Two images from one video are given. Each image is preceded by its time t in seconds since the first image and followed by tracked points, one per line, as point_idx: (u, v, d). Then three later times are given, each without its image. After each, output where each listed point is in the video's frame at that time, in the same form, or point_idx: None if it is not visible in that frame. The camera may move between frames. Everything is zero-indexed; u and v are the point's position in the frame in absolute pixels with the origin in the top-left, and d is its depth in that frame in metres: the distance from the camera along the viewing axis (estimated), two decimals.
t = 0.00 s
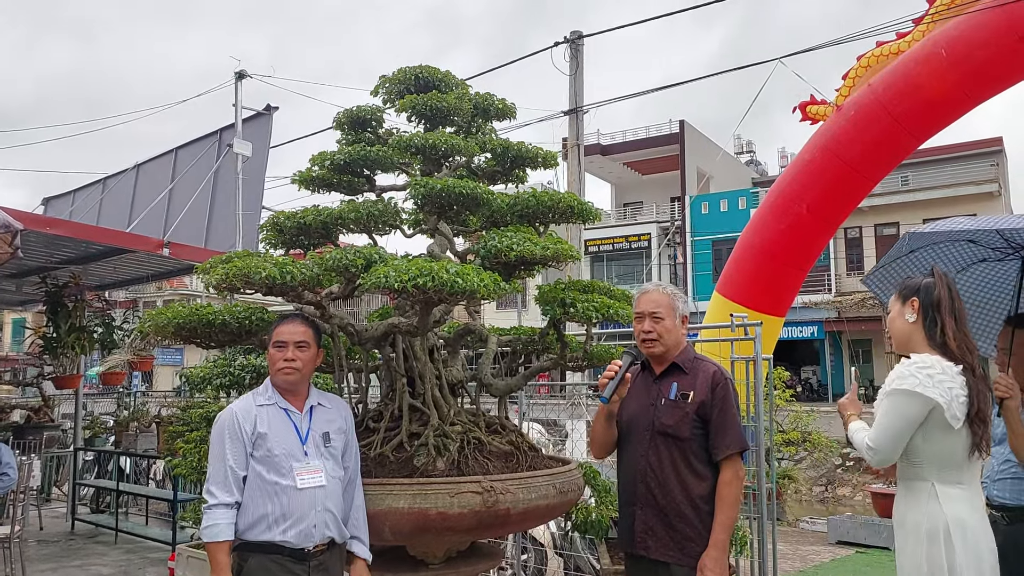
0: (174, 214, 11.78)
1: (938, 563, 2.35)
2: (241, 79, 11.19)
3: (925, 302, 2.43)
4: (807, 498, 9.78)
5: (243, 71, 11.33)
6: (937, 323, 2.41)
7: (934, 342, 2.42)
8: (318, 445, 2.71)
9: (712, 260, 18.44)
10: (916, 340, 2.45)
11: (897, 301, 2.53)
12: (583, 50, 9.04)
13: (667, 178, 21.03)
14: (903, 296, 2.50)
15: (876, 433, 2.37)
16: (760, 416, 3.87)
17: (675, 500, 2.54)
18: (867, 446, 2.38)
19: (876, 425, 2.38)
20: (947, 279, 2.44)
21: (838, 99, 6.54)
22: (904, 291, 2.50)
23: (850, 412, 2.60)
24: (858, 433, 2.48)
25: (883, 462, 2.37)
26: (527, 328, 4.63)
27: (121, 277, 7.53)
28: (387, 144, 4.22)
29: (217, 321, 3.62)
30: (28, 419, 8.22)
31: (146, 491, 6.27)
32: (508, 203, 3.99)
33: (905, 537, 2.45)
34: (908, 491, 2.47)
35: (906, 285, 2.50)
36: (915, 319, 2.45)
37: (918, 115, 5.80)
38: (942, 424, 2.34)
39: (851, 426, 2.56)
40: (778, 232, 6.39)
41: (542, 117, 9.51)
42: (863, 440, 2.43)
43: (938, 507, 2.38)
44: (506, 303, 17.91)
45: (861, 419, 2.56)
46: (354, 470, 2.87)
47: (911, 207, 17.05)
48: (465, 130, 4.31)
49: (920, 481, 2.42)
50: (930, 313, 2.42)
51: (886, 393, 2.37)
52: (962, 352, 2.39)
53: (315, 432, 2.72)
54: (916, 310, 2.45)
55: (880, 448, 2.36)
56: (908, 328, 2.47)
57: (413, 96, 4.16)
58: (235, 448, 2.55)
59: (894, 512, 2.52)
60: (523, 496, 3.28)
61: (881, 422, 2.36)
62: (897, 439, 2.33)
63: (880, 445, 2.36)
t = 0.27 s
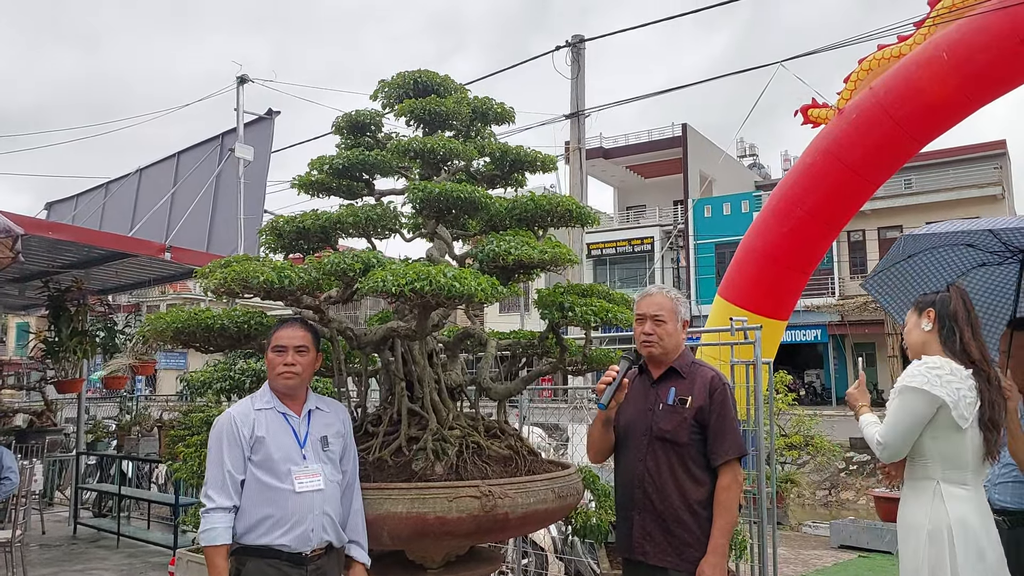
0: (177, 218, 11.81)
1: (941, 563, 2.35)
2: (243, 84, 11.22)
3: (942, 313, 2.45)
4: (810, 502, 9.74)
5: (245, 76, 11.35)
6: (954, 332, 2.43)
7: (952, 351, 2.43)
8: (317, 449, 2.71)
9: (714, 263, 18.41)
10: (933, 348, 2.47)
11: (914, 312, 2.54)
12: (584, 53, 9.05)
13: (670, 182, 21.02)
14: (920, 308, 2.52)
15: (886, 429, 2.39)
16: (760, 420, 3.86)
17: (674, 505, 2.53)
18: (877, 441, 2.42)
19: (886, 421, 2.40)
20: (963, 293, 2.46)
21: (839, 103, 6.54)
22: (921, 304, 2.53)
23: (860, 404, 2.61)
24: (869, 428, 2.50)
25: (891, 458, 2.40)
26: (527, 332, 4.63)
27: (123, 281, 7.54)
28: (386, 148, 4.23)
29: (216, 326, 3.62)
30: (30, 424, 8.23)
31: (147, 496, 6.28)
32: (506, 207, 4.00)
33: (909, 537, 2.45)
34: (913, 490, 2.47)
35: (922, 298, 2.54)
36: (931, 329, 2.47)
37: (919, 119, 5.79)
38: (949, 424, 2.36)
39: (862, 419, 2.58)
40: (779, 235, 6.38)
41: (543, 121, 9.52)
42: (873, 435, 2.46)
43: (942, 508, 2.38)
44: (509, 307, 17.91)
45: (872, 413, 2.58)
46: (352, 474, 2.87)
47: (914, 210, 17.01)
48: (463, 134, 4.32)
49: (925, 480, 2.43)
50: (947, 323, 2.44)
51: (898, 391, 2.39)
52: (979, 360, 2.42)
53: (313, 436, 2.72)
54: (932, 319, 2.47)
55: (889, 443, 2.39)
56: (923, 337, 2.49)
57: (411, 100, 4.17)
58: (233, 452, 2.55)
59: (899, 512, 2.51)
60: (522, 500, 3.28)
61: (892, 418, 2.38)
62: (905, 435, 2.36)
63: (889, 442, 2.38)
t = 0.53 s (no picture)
0: (177, 223, 11.81)
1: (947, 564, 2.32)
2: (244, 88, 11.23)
3: (955, 324, 2.51)
4: (812, 507, 9.71)
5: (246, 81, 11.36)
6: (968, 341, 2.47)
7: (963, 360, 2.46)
8: (316, 457, 2.70)
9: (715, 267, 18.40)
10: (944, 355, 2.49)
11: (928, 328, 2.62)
12: (584, 58, 9.05)
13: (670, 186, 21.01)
14: (933, 323, 2.60)
15: (892, 427, 2.39)
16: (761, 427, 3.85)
17: (672, 512, 2.52)
18: (882, 439, 2.40)
19: (892, 420, 2.40)
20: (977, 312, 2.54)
21: (839, 107, 6.53)
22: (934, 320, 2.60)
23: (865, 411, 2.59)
24: (874, 429, 2.49)
25: (898, 457, 2.38)
26: (527, 338, 4.62)
27: (123, 286, 7.53)
28: (385, 154, 4.22)
29: (215, 332, 3.61)
30: (30, 429, 8.22)
31: (147, 501, 6.26)
32: (506, 213, 4.00)
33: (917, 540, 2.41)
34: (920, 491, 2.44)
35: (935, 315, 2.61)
36: (941, 338, 2.52)
37: (920, 123, 5.78)
38: (951, 423, 2.36)
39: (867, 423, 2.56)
40: (780, 240, 6.37)
41: (544, 125, 9.52)
42: (879, 435, 2.44)
43: (946, 508, 2.36)
44: (510, 311, 17.89)
45: (877, 418, 2.56)
46: (352, 481, 2.86)
47: (915, 214, 16.99)
48: (463, 140, 4.32)
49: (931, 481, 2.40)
50: (960, 332, 2.49)
51: (903, 390, 2.41)
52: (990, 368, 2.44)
53: (312, 443, 2.71)
54: (943, 330, 2.53)
55: (896, 441, 2.38)
56: (933, 347, 2.53)
57: (411, 106, 4.16)
58: (232, 459, 2.54)
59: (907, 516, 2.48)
60: (521, 508, 3.26)
61: (898, 417, 2.38)
62: (912, 433, 2.35)
63: (896, 440, 2.37)
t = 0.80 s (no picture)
0: (179, 229, 11.83)
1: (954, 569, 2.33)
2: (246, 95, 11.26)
3: (963, 332, 2.53)
4: (813, 514, 9.71)
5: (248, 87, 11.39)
6: (976, 349, 2.48)
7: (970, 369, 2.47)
8: (321, 465, 2.71)
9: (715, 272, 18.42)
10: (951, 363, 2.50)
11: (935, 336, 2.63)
12: (586, 65, 9.08)
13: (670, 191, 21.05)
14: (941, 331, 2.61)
15: (899, 433, 2.38)
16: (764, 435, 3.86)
17: (676, 521, 2.53)
18: (890, 445, 2.39)
19: (899, 427, 2.40)
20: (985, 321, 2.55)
21: (840, 114, 6.55)
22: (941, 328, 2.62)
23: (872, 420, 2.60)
24: (880, 436, 2.49)
25: (905, 464, 2.37)
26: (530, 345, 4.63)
27: (125, 293, 7.54)
28: (390, 162, 4.24)
29: (220, 340, 3.62)
30: (31, 435, 8.21)
31: (148, 508, 6.25)
32: (510, 221, 4.01)
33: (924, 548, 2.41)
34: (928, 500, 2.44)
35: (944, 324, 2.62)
36: (949, 347, 2.53)
37: (920, 130, 5.80)
38: (959, 430, 2.37)
39: (874, 430, 2.56)
40: (781, 246, 6.38)
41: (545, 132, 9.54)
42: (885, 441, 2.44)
43: (952, 514, 2.37)
44: (510, 316, 17.89)
45: (884, 425, 2.56)
46: (357, 490, 2.86)
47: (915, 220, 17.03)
48: (467, 148, 4.34)
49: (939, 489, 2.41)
50: (967, 340, 2.50)
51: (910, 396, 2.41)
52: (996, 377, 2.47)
53: (318, 452, 2.71)
54: (951, 339, 2.54)
55: (904, 448, 2.37)
56: (940, 356, 2.54)
57: (415, 115, 4.18)
58: (238, 468, 2.54)
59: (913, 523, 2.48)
60: (526, 516, 3.27)
61: (905, 423, 2.38)
62: (919, 440, 2.36)
63: (904, 447, 2.37)
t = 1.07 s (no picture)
0: (183, 232, 11.86)
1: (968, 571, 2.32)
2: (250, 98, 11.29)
3: (973, 331, 2.52)
4: (818, 517, 9.68)
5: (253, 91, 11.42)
6: (985, 349, 2.48)
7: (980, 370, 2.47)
8: (331, 466, 2.71)
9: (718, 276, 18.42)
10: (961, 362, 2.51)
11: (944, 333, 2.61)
12: (589, 68, 9.09)
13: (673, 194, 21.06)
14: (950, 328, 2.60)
15: (914, 436, 2.38)
16: (771, 436, 3.86)
17: (682, 522, 2.52)
18: (904, 448, 2.39)
19: (914, 429, 2.39)
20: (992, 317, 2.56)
21: (844, 116, 6.56)
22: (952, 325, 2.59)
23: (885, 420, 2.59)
24: (893, 438, 2.48)
25: (919, 466, 2.37)
26: (536, 347, 4.64)
27: (130, 295, 7.56)
28: (397, 164, 4.25)
29: (229, 341, 3.63)
30: (36, 438, 8.21)
31: (154, 511, 6.25)
32: (518, 222, 4.02)
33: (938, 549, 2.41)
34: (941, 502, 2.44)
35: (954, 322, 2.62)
36: (960, 346, 2.52)
37: (924, 131, 5.80)
38: (972, 432, 2.37)
39: (886, 431, 2.56)
40: (785, 248, 6.38)
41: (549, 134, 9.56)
42: (899, 444, 2.43)
43: (964, 515, 2.37)
44: (513, 320, 17.89)
45: (896, 427, 2.56)
46: (366, 490, 2.86)
47: (918, 223, 17.01)
48: (474, 150, 4.36)
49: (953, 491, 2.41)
50: (978, 340, 2.50)
51: (924, 399, 2.41)
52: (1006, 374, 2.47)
53: (327, 452, 2.71)
54: (961, 338, 2.53)
55: (918, 451, 2.37)
56: (950, 355, 2.53)
57: (423, 116, 4.19)
58: (248, 468, 2.55)
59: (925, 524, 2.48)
60: (534, 517, 3.26)
61: (919, 426, 2.38)
62: (933, 442, 2.35)
63: (918, 450, 2.36)
